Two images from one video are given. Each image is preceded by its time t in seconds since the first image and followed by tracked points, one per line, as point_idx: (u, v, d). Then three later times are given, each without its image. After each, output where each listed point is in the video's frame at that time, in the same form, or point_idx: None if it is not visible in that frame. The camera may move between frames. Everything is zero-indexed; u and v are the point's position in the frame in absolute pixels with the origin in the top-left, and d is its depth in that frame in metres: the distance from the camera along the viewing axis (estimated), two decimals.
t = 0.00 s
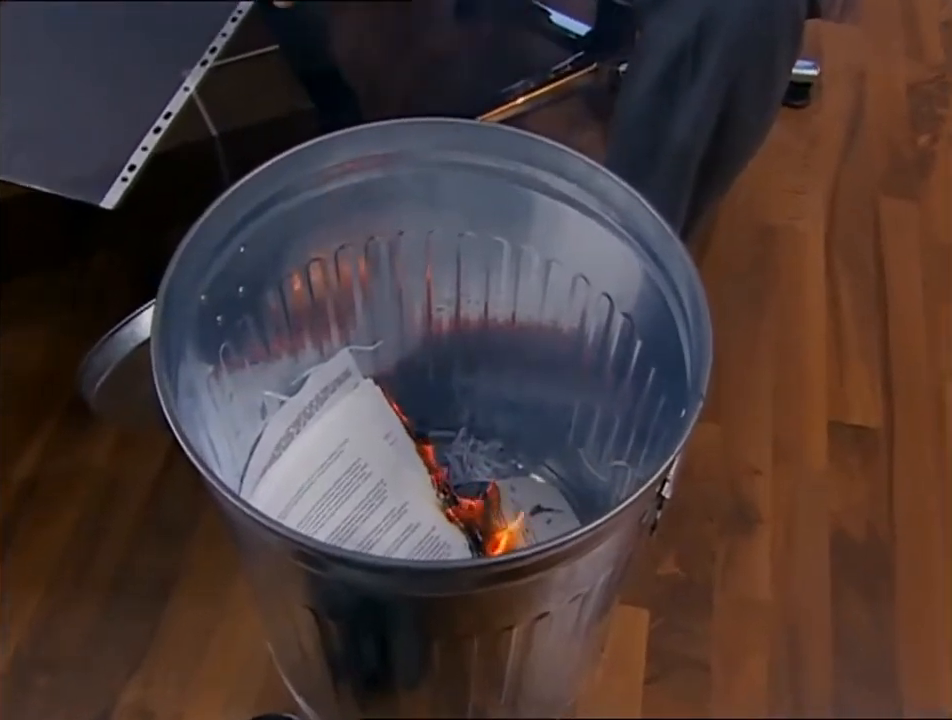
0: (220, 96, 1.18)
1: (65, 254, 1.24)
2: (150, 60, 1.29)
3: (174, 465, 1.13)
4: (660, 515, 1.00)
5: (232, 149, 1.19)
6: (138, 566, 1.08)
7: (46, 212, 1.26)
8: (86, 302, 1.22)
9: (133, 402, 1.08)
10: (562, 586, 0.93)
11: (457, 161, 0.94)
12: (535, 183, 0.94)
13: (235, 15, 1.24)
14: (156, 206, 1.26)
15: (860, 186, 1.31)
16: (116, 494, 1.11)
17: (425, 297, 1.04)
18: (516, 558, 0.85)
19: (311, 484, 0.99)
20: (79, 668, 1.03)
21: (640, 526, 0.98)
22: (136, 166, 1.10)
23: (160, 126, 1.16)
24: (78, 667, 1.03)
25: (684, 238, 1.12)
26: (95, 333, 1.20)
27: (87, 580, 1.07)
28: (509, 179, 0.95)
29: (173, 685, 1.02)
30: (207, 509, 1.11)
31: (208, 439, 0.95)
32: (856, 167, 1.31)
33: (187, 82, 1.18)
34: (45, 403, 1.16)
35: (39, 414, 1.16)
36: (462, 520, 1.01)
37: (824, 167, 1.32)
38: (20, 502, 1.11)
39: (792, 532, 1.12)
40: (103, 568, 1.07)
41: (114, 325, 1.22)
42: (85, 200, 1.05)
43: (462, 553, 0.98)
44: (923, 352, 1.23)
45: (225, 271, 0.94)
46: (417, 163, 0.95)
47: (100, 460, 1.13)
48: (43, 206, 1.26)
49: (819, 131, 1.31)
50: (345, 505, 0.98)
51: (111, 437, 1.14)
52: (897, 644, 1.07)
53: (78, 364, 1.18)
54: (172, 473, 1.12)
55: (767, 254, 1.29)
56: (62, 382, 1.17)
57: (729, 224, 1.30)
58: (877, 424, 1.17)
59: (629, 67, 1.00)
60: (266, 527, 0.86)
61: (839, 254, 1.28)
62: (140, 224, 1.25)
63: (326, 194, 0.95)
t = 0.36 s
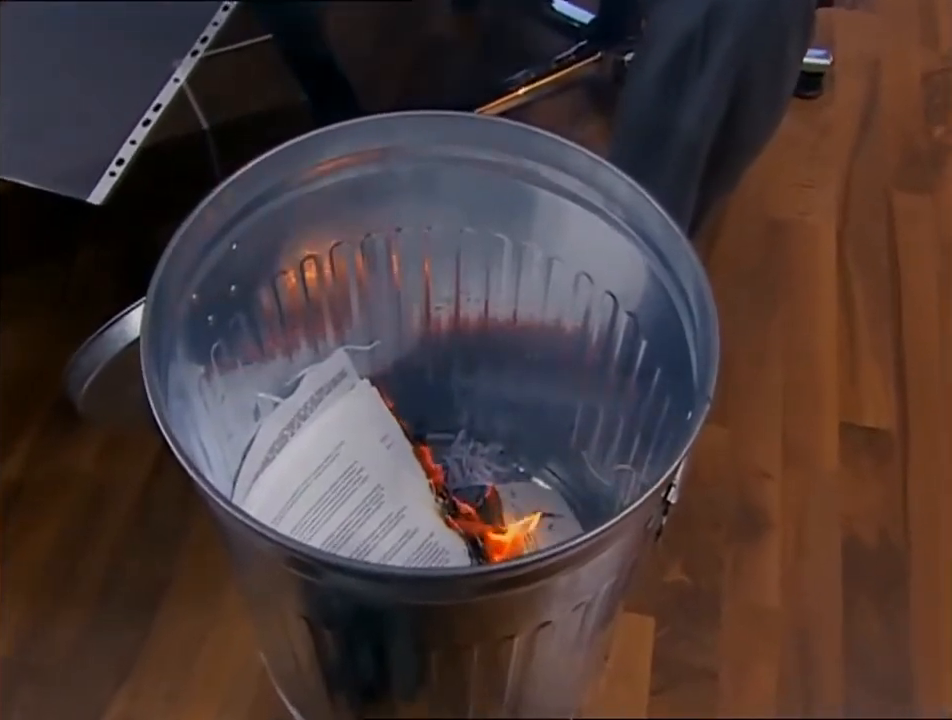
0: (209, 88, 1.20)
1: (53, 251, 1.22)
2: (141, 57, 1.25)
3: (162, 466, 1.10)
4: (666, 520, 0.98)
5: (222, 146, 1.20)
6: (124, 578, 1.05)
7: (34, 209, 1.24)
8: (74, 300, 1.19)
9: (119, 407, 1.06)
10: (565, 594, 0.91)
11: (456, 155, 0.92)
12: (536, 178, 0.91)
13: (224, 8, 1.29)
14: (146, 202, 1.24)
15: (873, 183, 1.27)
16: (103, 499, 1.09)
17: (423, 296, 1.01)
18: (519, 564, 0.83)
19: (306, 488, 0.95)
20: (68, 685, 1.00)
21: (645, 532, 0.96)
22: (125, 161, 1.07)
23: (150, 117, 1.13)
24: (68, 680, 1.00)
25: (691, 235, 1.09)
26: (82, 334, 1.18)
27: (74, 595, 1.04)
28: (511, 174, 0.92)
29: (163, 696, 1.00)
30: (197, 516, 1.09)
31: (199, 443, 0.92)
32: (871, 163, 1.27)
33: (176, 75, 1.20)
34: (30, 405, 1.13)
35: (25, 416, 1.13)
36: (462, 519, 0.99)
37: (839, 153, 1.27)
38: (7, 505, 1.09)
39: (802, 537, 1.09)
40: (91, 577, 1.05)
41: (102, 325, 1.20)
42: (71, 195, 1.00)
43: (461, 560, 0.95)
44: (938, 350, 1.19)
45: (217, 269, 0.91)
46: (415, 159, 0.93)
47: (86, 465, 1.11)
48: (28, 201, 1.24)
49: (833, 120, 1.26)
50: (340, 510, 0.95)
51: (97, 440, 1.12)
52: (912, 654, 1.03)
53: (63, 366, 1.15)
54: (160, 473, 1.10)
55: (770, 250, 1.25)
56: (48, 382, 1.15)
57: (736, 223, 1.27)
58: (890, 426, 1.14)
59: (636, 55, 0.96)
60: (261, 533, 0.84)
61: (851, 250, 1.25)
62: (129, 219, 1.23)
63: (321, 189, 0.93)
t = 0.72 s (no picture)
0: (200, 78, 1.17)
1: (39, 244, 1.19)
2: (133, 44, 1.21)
3: (147, 473, 1.07)
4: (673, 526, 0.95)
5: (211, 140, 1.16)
6: (105, 585, 1.03)
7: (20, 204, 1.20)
8: (57, 299, 1.16)
9: (104, 410, 1.03)
10: (569, 602, 0.88)
11: (455, 147, 0.88)
12: (539, 171, 0.88)
13: None
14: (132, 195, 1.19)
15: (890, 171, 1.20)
16: (89, 504, 1.06)
17: (421, 293, 0.98)
18: (521, 571, 0.80)
19: (300, 492, 0.92)
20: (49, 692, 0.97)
21: (651, 538, 0.92)
22: (111, 152, 1.10)
23: (138, 109, 1.14)
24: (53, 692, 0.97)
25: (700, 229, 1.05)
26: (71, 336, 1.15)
27: (58, 595, 1.02)
28: (513, 169, 0.89)
29: (152, 709, 0.96)
30: (187, 521, 1.06)
31: (189, 446, 0.88)
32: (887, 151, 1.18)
33: (165, 64, 1.18)
34: (13, 406, 1.10)
35: (6, 418, 1.10)
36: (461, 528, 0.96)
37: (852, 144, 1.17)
38: None
39: (815, 545, 1.05)
40: (78, 579, 1.03)
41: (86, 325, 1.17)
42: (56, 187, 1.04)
43: (461, 567, 0.92)
44: None
45: (208, 266, 0.88)
46: (414, 152, 0.89)
47: (71, 469, 1.08)
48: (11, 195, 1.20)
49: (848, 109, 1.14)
50: (335, 515, 0.92)
51: (83, 441, 1.09)
52: (927, 668, 1.01)
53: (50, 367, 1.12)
54: (144, 482, 1.07)
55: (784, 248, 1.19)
56: (29, 386, 1.11)
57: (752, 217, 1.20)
58: (907, 427, 1.10)
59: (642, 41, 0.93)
60: (253, 540, 0.81)
61: (866, 245, 1.20)
62: (111, 216, 1.19)
63: (314, 184, 0.89)
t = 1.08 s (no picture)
0: (187, 62, 1.15)
1: (25, 239, 1.16)
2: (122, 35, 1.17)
3: (133, 475, 1.04)
4: (680, 530, 0.91)
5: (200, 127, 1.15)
6: (91, 590, 0.99)
7: (8, 198, 1.18)
8: (39, 291, 1.13)
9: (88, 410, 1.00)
10: (572, 609, 0.85)
11: (454, 136, 0.85)
12: (541, 161, 0.85)
13: None
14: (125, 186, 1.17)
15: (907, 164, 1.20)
16: (73, 509, 1.03)
17: (418, 289, 0.94)
18: (522, 576, 0.77)
19: (294, 495, 0.89)
20: (31, 702, 0.94)
21: (657, 543, 0.89)
22: (96, 142, 1.06)
23: (124, 95, 1.10)
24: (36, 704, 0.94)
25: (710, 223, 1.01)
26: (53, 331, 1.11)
27: (43, 598, 0.99)
28: (514, 159, 0.86)
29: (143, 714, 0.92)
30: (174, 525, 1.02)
31: (177, 447, 0.85)
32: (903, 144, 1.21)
33: (154, 49, 1.15)
34: None
35: None
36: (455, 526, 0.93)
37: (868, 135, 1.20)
38: None
39: (828, 549, 1.02)
40: (62, 584, 0.99)
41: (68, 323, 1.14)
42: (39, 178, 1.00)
43: (460, 573, 0.89)
44: None
45: (197, 260, 0.85)
46: (411, 141, 0.86)
47: (54, 473, 1.04)
48: None
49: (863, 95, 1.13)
50: (329, 519, 0.88)
51: (67, 443, 1.06)
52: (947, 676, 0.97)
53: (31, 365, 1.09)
54: (129, 483, 1.03)
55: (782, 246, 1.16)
56: (14, 385, 1.08)
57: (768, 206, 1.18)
58: (924, 428, 1.07)
59: (648, 28, 0.89)
60: (245, 544, 0.78)
61: (883, 239, 1.17)
62: (102, 209, 1.17)
63: (307, 176, 0.86)
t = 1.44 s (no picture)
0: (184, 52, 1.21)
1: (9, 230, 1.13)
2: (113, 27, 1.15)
3: (118, 475, 1.00)
4: (689, 533, 0.88)
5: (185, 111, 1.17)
6: (81, 594, 0.95)
7: None
8: (22, 285, 1.09)
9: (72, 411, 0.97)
10: (575, 616, 0.82)
11: (453, 122, 0.82)
12: (544, 149, 0.82)
13: None
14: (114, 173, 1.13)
15: (923, 160, 1.17)
16: (55, 512, 0.99)
17: (415, 282, 0.91)
18: (524, 581, 0.74)
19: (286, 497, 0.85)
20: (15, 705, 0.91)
21: (665, 547, 0.85)
22: (80, 127, 1.02)
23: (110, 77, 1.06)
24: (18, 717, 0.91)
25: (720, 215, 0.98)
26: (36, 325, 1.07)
27: (23, 605, 0.95)
28: (516, 146, 0.82)
29: None
30: (160, 530, 0.99)
31: (165, 447, 0.81)
32: (920, 141, 1.18)
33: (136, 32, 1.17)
34: None
35: None
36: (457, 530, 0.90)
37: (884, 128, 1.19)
38: None
39: (844, 553, 0.98)
40: (44, 591, 0.96)
41: (48, 320, 1.10)
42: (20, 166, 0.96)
43: (458, 577, 0.86)
44: None
45: (186, 251, 0.81)
46: (409, 128, 0.83)
47: (35, 475, 1.00)
48: None
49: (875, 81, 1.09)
50: (323, 522, 0.85)
51: (50, 445, 1.02)
52: None
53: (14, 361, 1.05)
54: (114, 483, 1.00)
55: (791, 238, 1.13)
56: None
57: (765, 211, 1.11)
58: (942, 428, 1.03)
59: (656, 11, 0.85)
60: (236, 547, 0.74)
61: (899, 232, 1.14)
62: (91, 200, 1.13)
63: (299, 163, 0.82)
